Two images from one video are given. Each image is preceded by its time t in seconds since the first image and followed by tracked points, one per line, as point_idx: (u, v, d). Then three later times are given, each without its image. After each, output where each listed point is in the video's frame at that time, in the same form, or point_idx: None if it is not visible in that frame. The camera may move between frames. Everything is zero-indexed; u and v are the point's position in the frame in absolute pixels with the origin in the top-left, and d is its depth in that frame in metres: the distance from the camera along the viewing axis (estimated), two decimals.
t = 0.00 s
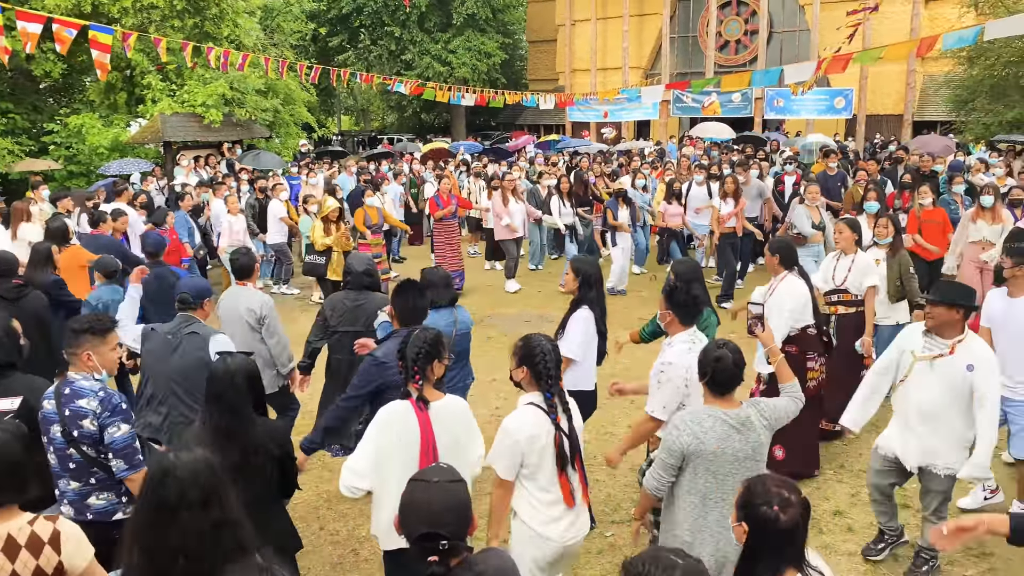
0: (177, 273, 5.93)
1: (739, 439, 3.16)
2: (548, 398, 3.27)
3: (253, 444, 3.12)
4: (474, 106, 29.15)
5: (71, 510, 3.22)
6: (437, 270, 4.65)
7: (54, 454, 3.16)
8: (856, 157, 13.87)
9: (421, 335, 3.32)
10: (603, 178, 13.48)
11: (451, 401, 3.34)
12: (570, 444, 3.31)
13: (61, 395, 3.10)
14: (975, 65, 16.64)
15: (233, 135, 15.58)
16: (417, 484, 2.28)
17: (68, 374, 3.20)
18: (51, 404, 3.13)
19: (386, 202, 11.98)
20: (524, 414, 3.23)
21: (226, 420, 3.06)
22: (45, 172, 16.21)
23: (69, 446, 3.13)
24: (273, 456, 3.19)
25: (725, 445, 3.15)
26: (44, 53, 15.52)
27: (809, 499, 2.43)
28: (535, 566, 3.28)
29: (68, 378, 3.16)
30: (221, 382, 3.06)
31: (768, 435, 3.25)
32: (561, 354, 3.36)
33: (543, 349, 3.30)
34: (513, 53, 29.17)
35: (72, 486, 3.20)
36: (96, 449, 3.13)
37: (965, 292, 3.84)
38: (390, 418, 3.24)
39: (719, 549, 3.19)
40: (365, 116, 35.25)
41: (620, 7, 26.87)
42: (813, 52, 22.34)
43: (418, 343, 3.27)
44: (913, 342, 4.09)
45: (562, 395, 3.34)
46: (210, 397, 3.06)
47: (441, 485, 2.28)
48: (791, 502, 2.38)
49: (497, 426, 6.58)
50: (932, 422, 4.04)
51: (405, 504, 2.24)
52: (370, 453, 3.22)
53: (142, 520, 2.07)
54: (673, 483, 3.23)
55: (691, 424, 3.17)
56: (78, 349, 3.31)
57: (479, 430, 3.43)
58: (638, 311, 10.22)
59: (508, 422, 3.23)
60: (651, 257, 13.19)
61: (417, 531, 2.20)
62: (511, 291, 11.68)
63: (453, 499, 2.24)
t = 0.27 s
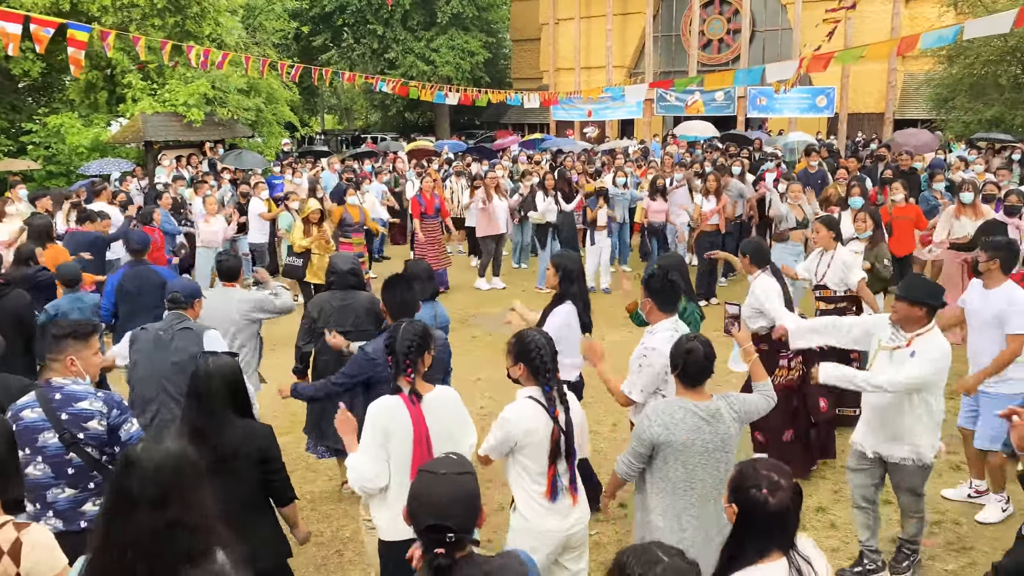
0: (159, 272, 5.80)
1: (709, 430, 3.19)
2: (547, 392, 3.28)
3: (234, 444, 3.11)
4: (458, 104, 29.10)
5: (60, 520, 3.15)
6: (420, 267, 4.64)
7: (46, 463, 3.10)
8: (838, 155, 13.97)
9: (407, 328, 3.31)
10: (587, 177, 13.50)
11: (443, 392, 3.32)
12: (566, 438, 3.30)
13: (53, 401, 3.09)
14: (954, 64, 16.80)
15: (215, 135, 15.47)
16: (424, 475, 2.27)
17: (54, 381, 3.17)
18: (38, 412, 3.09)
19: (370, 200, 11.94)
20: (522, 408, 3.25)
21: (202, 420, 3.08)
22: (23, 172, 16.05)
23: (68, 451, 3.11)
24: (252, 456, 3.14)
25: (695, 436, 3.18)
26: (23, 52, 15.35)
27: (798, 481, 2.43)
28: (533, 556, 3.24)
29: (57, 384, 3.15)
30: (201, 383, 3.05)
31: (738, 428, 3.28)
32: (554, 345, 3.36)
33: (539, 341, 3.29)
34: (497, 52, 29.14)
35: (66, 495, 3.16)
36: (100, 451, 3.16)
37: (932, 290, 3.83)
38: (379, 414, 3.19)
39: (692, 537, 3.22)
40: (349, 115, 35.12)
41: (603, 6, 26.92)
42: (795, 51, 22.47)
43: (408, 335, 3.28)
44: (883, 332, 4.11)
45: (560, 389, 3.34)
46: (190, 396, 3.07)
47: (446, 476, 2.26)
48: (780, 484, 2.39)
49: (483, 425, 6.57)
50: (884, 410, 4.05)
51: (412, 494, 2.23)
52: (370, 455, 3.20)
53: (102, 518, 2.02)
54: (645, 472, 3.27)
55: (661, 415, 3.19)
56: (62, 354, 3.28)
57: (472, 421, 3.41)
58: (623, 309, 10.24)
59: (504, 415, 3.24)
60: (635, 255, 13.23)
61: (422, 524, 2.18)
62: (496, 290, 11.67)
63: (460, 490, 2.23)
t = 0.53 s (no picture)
0: (141, 274, 5.77)
1: (672, 419, 3.17)
2: (532, 386, 3.28)
3: (220, 445, 3.05)
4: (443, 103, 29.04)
5: (36, 524, 3.13)
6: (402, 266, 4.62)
7: (20, 466, 3.07)
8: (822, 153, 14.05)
9: (393, 327, 3.31)
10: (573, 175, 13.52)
11: (432, 394, 3.32)
12: (555, 432, 3.29)
13: (25, 403, 3.06)
14: (936, 62, 16.94)
15: (198, 134, 15.37)
16: (421, 469, 2.25)
17: (26, 383, 3.14)
18: (8, 414, 3.04)
19: (354, 200, 11.90)
20: (508, 403, 3.25)
21: (192, 421, 3.07)
22: (3, 173, 15.90)
23: (42, 454, 3.08)
24: (239, 458, 3.08)
25: (657, 424, 3.17)
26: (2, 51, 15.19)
27: (782, 483, 2.43)
28: (519, 552, 3.24)
29: (28, 386, 3.12)
30: (189, 383, 3.05)
31: (704, 419, 3.25)
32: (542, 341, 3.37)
33: (524, 336, 3.31)
34: (482, 50, 29.10)
35: (40, 498, 3.13)
36: (76, 453, 3.14)
37: (882, 292, 3.82)
38: (369, 417, 3.16)
39: (655, 525, 3.22)
40: (334, 114, 35.00)
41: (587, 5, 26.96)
42: (779, 49, 22.59)
43: (397, 333, 3.28)
44: (844, 337, 4.15)
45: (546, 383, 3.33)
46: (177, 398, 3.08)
47: (444, 468, 2.25)
48: (762, 484, 2.40)
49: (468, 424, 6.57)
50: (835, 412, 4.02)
51: (409, 488, 2.21)
52: (362, 459, 3.17)
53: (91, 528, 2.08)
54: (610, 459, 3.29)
55: (625, 401, 3.22)
56: (30, 356, 3.24)
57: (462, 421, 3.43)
58: (608, 307, 10.26)
59: (492, 411, 3.25)
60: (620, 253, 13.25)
61: (417, 516, 2.16)
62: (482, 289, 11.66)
63: (458, 484, 2.21)
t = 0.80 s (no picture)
0: (112, 274, 5.71)
1: (629, 414, 3.13)
2: (508, 388, 3.25)
3: (201, 447, 3.04)
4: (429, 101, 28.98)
5: (1, 525, 3.08)
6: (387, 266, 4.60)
7: None
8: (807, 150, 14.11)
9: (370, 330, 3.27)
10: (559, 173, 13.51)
11: (414, 400, 3.31)
12: (531, 433, 3.29)
13: None
14: (919, 59, 17.06)
15: (183, 133, 15.28)
16: (393, 469, 2.25)
17: None
18: None
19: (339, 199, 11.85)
20: (485, 405, 3.24)
21: (172, 422, 3.03)
22: None
23: (11, 454, 3.04)
24: (218, 460, 3.06)
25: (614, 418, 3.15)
26: None
27: (763, 482, 2.41)
28: (498, 552, 3.27)
29: None
30: (171, 386, 3.02)
31: (666, 421, 3.15)
32: (521, 341, 3.34)
33: (503, 336, 3.28)
34: (468, 49, 29.05)
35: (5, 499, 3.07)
36: (46, 452, 3.11)
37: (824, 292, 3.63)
38: (351, 423, 3.15)
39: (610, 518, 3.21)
40: (319, 113, 34.86)
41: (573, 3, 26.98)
42: (764, 47, 22.67)
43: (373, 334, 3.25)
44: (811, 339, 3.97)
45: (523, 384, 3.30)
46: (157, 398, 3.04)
47: (420, 468, 2.25)
48: (741, 485, 2.37)
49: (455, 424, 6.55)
50: (783, 417, 3.83)
51: (385, 488, 2.21)
52: (343, 470, 3.14)
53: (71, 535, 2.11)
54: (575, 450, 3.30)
55: (585, 393, 3.23)
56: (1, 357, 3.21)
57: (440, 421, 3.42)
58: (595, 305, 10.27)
59: (468, 414, 3.24)
60: (606, 251, 13.26)
61: (392, 515, 2.17)
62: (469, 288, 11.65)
63: (431, 482, 2.21)
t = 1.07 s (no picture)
0: (97, 277, 5.64)
1: (601, 410, 3.14)
2: (485, 385, 3.24)
3: (179, 449, 3.03)
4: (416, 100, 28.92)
5: None
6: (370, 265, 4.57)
7: None
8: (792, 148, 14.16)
9: (352, 331, 3.24)
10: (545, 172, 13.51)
11: (396, 402, 3.29)
12: (509, 432, 3.27)
13: None
14: (903, 57, 17.17)
15: (167, 132, 15.18)
16: (379, 465, 2.24)
17: None
18: None
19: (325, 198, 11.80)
20: (463, 402, 3.25)
21: (150, 423, 3.01)
22: None
23: None
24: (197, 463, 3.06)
25: (585, 414, 3.16)
26: None
27: (743, 485, 2.41)
28: (481, 550, 3.27)
29: None
30: (149, 387, 2.99)
31: (638, 419, 3.13)
32: (501, 339, 3.33)
33: (481, 335, 3.28)
34: (454, 47, 29.01)
35: None
36: (23, 454, 3.09)
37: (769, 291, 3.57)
38: (330, 423, 3.15)
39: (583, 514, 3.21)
40: (305, 111, 34.73)
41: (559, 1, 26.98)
42: (749, 45, 22.75)
43: (353, 334, 3.23)
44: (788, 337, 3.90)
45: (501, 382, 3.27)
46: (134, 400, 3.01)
47: (404, 463, 2.25)
48: (723, 487, 2.36)
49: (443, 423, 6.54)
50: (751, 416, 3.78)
51: (370, 484, 2.20)
52: (326, 469, 3.12)
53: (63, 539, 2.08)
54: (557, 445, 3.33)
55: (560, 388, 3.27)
56: None
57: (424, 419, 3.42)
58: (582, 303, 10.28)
59: (447, 411, 3.26)
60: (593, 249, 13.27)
61: (380, 512, 2.16)
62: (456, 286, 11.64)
63: (418, 478, 2.21)
